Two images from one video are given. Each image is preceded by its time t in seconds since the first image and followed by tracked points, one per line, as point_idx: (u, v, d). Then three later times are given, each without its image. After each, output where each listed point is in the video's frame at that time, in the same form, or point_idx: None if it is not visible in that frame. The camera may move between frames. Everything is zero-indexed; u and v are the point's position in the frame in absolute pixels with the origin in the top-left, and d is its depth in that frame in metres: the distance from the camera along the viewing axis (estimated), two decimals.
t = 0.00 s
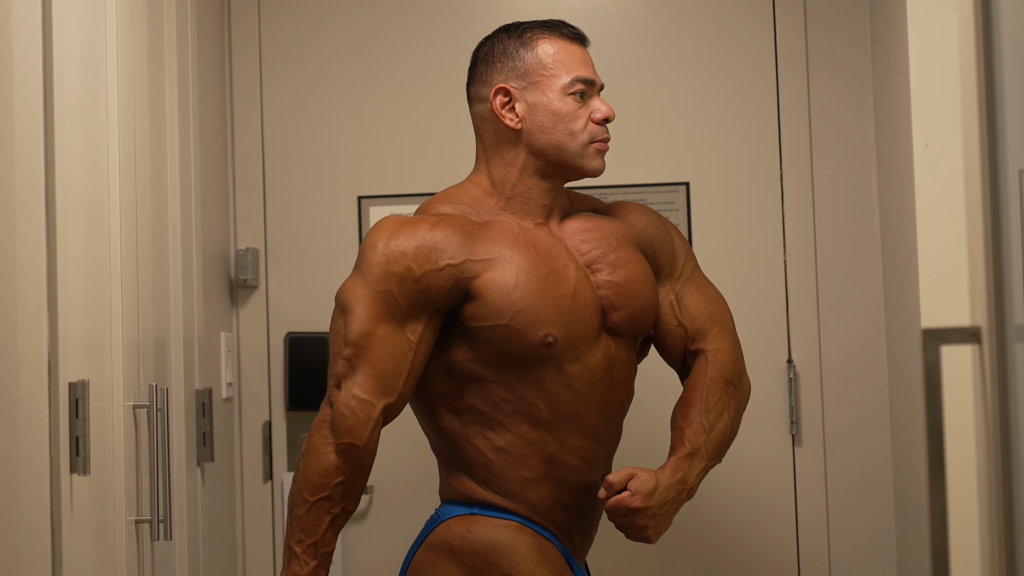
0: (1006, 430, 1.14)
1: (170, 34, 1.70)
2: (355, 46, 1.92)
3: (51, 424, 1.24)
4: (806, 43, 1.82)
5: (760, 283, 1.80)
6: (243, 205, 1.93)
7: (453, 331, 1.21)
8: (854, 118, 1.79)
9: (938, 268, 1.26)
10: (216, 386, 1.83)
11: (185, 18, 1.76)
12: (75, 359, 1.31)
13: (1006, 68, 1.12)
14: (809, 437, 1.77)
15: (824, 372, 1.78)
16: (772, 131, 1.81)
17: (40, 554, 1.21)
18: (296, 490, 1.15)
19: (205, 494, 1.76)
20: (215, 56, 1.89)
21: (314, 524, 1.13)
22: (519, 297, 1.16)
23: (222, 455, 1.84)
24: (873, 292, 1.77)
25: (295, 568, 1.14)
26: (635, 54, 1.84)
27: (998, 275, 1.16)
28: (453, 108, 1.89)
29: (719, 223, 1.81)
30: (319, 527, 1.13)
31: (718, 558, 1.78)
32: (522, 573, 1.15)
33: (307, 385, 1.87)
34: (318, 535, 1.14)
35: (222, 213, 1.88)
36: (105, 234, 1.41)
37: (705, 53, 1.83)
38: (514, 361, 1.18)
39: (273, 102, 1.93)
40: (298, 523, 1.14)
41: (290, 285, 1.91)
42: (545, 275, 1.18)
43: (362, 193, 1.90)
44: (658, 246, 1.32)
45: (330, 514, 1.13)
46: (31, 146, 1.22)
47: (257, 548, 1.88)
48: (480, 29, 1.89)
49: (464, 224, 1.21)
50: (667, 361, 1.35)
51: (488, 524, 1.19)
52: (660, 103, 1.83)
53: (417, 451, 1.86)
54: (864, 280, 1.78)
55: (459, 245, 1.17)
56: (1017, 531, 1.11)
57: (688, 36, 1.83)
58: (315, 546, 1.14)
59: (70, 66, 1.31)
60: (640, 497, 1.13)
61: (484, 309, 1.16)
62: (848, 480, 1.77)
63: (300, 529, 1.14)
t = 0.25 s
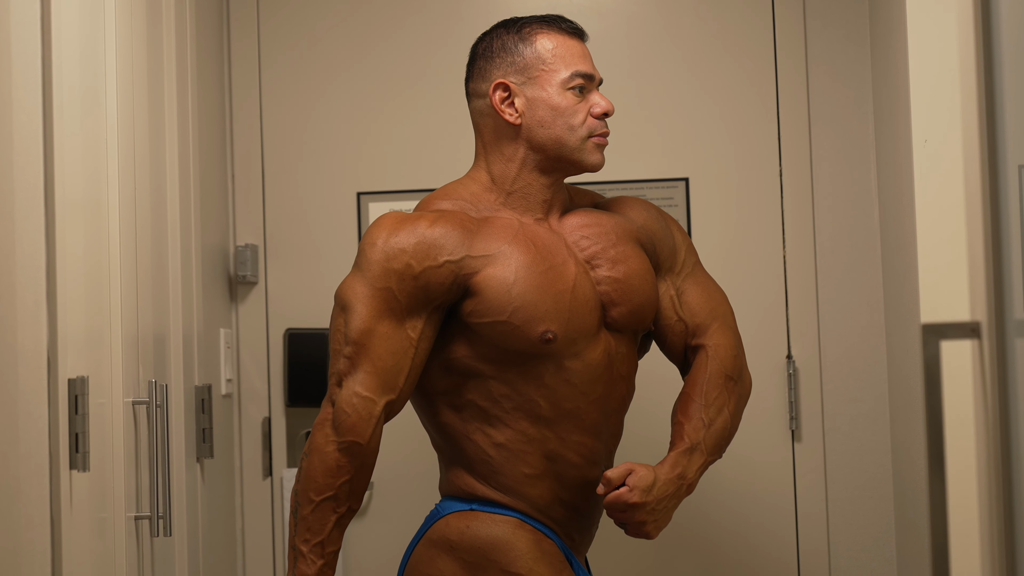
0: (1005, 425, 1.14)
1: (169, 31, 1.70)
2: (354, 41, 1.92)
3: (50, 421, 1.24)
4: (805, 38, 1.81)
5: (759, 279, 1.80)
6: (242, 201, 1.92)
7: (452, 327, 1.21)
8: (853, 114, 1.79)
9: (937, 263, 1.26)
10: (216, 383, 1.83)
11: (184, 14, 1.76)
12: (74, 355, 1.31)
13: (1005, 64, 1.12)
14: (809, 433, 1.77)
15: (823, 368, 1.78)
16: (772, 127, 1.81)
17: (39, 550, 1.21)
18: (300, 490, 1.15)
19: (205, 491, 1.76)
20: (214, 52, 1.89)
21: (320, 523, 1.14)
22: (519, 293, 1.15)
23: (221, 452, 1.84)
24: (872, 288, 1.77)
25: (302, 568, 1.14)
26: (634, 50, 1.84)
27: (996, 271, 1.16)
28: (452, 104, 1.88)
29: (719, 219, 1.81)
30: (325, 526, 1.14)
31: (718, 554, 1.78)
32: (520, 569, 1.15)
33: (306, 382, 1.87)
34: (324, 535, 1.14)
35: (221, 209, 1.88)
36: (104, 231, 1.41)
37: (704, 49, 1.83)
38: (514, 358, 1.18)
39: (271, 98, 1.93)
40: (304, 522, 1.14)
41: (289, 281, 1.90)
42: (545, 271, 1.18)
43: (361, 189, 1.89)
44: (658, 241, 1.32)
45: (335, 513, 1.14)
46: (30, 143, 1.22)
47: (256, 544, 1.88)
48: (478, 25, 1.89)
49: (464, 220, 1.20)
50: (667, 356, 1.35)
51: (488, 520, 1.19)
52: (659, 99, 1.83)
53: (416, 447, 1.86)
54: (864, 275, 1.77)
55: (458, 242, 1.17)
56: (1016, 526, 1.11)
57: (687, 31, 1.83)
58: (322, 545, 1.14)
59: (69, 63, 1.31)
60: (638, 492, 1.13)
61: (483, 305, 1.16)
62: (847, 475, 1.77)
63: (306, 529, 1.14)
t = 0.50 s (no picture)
0: (1003, 424, 1.14)
1: (168, 30, 1.70)
2: (353, 40, 1.92)
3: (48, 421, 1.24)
4: (804, 36, 1.81)
5: (758, 278, 1.80)
6: (241, 201, 1.92)
7: (456, 327, 1.21)
8: (851, 112, 1.79)
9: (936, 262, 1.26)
10: (215, 382, 1.83)
11: (182, 13, 1.76)
12: (73, 355, 1.31)
13: (1003, 61, 1.11)
14: (808, 431, 1.77)
15: (823, 367, 1.78)
16: (771, 125, 1.81)
17: (38, 550, 1.21)
18: (308, 493, 1.15)
19: (204, 490, 1.76)
20: (213, 51, 1.89)
21: (330, 525, 1.13)
22: (522, 293, 1.15)
23: (220, 451, 1.84)
24: (872, 286, 1.77)
25: (314, 571, 1.14)
26: (633, 48, 1.84)
27: (995, 269, 1.16)
28: (451, 103, 1.88)
29: (718, 217, 1.81)
30: (335, 529, 1.13)
31: (718, 554, 1.77)
32: (522, 567, 1.15)
33: (305, 382, 1.87)
34: (334, 537, 1.14)
35: (220, 209, 1.88)
36: (102, 231, 1.41)
37: (703, 47, 1.82)
38: (518, 357, 1.17)
39: (270, 97, 1.92)
40: (313, 525, 1.14)
41: (288, 281, 1.90)
42: (548, 270, 1.18)
43: (360, 188, 1.89)
44: (661, 240, 1.32)
45: (344, 514, 1.13)
46: (28, 143, 1.22)
47: (256, 543, 1.88)
48: (477, 23, 1.88)
49: (467, 220, 1.20)
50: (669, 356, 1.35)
51: (490, 519, 1.19)
52: (658, 97, 1.83)
53: (415, 446, 1.86)
54: (863, 274, 1.77)
55: (461, 242, 1.17)
56: (1015, 524, 1.11)
57: (686, 29, 1.83)
58: (333, 547, 1.14)
59: (67, 63, 1.31)
60: (638, 492, 1.13)
61: (486, 305, 1.16)
62: (847, 474, 1.77)
63: (316, 532, 1.14)
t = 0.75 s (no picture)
0: (1003, 424, 1.15)
1: (167, 30, 1.70)
2: (352, 40, 1.92)
3: (48, 421, 1.24)
4: (804, 36, 1.81)
5: (758, 277, 1.80)
6: (240, 200, 1.92)
7: (460, 326, 1.21)
8: (851, 112, 1.79)
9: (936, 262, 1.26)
10: (214, 382, 1.83)
11: (181, 13, 1.76)
12: (73, 355, 1.31)
13: (1002, 61, 1.12)
14: (808, 430, 1.78)
15: (823, 366, 1.78)
16: (770, 125, 1.81)
17: (38, 550, 1.22)
18: (312, 493, 1.15)
19: (204, 490, 1.76)
20: (212, 51, 1.89)
21: (335, 524, 1.13)
22: (526, 293, 1.15)
23: (220, 451, 1.84)
24: (871, 286, 1.77)
25: (319, 570, 1.14)
26: (632, 48, 1.84)
27: (994, 269, 1.16)
28: (451, 103, 1.88)
29: (718, 217, 1.81)
30: (340, 528, 1.14)
31: (717, 553, 1.78)
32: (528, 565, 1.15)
33: (305, 382, 1.87)
34: (339, 537, 1.14)
35: (219, 208, 1.88)
36: (102, 230, 1.41)
37: (703, 47, 1.83)
38: (522, 357, 1.18)
39: (270, 97, 1.93)
40: (317, 524, 1.14)
41: (287, 281, 1.90)
42: (552, 270, 1.18)
43: (360, 188, 1.89)
44: (665, 240, 1.32)
45: (348, 514, 1.14)
46: (28, 144, 1.22)
47: (256, 543, 1.88)
48: (477, 23, 1.89)
49: (471, 220, 1.20)
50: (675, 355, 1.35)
51: (496, 517, 1.19)
52: (658, 97, 1.83)
53: (415, 445, 1.86)
54: (863, 274, 1.78)
55: (465, 242, 1.17)
56: (1014, 524, 1.11)
57: (685, 29, 1.83)
58: (338, 547, 1.14)
59: (66, 63, 1.31)
60: (644, 492, 1.14)
61: (491, 305, 1.16)
62: (846, 473, 1.77)
63: (320, 532, 1.14)
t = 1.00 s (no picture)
0: (1001, 421, 1.15)
1: (165, 28, 1.70)
2: (350, 38, 1.92)
3: (47, 420, 1.24)
4: (801, 35, 1.81)
5: (756, 276, 1.80)
6: (238, 199, 1.92)
7: (464, 325, 1.21)
8: (849, 111, 1.80)
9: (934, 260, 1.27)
10: (213, 381, 1.83)
11: (179, 12, 1.76)
12: (71, 353, 1.31)
13: (999, 60, 1.12)
14: (806, 429, 1.78)
15: (821, 365, 1.78)
16: (769, 124, 1.81)
17: (37, 549, 1.22)
18: (319, 492, 1.15)
19: (202, 489, 1.76)
20: (210, 50, 1.89)
21: (341, 522, 1.14)
22: (530, 292, 1.16)
23: (218, 450, 1.84)
24: (869, 284, 1.78)
25: (325, 569, 1.14)
26: (631, 47, 1.84)
27: (992, 268, 1.16)
28: (449, 101, 1.88)
29: (716, 216, 1.81)
30: (345, 526, 1.14)
31: (716, 551, 1.78)
32: (530, 564, 1.15)
33: (303, 380, 1.87)
34: (345, 535, 1.14)
35: (217, 207, 1.88)
36: (100, 229, 1.41)
37: (701, 46, 1.83)
38: (526, 356, 1.18)
39: (268, 96, 1.92)
40: (323, 522, 1.14)
41: (286, 279, 1.90)
42: (557, 269, 1.18)
43: (358, 187, 1.89)
44: (666, 240, 1.32)
45: (354, 512, 1.14)
46: (26, 143, 1.22)
47: (254, 542, 1.88)
48: (475, 22, 1.89)
49: (475, 219, 1.21)
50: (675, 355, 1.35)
51: (498, 516, 1.19)
52: (656, 96, 1.83)
53: (413, 444, 1.86)
54: (861, 272, 1.78)
55: (470, 241, 1.17)
56: (1013, 521, 1.11)
57: (684, 28, 1.83)
58: (343, 544, 1.14)
59: (65, 62, 1.31)
60: (647, 491, 1.14)
61: (495, 304, 1.16)
62: (844, 471, 1.77)
63: (327, 530, 1.14)
